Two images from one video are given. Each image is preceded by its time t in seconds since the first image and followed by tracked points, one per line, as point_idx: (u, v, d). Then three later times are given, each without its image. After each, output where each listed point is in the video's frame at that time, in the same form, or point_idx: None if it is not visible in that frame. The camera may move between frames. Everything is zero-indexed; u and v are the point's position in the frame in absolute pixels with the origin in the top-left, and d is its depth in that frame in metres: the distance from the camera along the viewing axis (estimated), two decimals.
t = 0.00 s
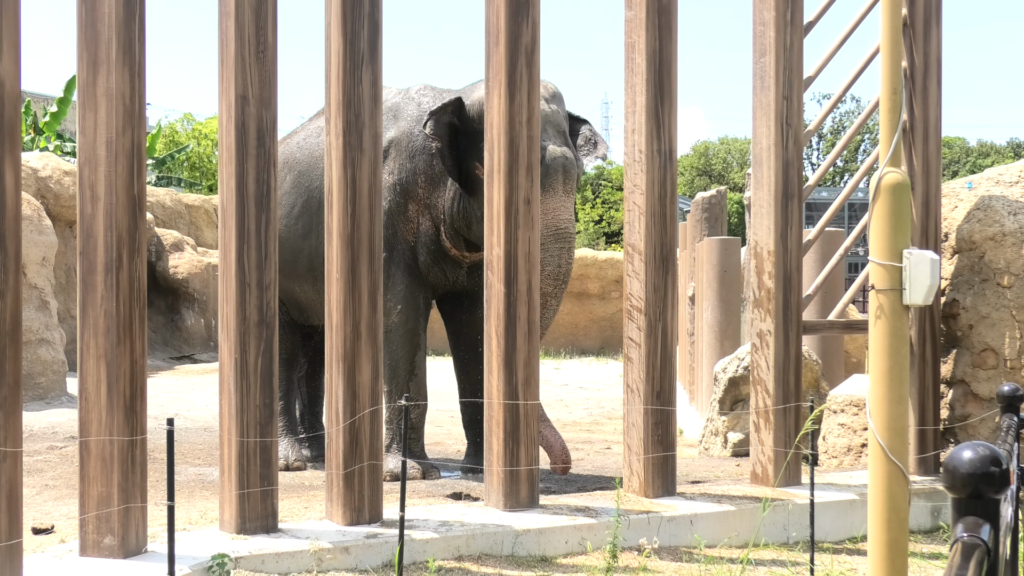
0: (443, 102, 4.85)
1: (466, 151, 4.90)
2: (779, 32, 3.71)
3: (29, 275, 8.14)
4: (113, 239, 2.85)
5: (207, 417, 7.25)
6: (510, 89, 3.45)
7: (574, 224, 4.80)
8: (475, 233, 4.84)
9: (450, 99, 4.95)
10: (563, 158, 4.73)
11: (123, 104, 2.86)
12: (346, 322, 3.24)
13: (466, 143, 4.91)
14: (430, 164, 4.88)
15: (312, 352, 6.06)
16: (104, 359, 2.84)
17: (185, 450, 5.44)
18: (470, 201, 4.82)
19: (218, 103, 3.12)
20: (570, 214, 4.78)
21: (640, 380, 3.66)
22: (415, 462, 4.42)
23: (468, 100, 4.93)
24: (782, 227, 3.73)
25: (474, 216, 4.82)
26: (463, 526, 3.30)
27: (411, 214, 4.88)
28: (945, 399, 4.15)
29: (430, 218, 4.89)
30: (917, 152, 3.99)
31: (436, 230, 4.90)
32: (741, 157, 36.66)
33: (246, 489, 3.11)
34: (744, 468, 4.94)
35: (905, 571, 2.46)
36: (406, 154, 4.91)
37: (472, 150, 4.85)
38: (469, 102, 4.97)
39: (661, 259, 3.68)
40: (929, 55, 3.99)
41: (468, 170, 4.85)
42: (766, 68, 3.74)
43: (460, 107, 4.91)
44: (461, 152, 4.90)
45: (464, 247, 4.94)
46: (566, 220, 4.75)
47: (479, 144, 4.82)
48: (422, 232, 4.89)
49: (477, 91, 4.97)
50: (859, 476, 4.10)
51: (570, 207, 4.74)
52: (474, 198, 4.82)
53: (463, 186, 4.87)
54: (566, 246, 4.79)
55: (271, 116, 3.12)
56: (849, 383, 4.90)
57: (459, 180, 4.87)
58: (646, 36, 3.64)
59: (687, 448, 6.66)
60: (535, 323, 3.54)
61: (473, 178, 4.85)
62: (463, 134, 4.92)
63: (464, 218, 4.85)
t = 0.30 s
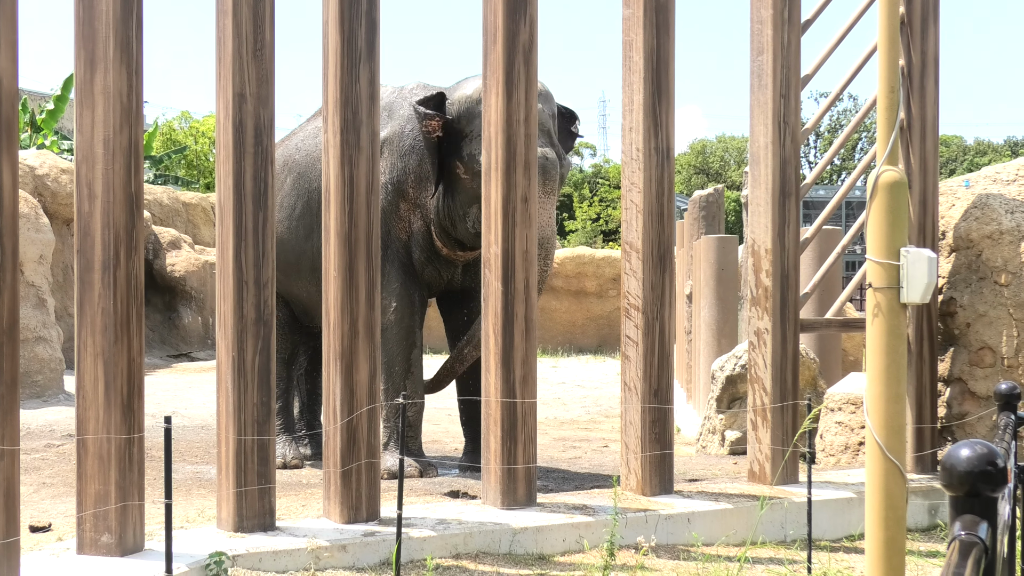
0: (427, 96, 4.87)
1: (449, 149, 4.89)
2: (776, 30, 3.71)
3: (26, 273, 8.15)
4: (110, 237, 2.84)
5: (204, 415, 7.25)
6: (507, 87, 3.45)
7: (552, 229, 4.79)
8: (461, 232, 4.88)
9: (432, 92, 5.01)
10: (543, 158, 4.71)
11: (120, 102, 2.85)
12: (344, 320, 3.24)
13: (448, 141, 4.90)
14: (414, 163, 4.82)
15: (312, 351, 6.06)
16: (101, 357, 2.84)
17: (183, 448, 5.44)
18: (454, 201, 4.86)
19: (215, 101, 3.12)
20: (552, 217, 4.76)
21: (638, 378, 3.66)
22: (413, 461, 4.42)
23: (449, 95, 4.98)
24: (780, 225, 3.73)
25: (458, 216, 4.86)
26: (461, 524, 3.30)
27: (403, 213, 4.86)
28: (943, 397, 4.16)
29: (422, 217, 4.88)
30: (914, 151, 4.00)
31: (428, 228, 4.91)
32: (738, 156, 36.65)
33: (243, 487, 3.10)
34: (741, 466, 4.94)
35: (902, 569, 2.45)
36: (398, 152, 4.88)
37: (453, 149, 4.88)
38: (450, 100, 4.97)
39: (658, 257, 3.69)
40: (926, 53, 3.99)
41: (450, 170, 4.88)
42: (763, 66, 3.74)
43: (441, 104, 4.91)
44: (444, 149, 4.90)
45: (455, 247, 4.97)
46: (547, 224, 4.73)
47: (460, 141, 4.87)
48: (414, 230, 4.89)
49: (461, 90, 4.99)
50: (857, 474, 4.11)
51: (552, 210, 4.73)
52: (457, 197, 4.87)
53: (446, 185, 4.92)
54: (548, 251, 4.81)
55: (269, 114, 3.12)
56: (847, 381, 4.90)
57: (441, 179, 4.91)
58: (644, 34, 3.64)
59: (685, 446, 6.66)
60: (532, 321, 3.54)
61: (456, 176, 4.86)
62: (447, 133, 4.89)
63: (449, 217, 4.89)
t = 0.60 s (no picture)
0: (411, 94, 4.89)
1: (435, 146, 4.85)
2: (775, 29, 3.71)
3: (24, 271, 8.15)
4: (108, 235, 2.84)
5: (202, 413, 7.25)
6: (506, 86, 3.45)
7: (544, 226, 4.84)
8: (448, 230, 4.87)
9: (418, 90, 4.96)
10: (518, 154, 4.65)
11: (118, 100, 2.85)
12: (342, 318, 3.24)
13: (434, 139, 4.86)
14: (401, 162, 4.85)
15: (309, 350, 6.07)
16: (99, 355, 2.84)
17: (180, 446, 5.44)
18: (439, 198, 4.85)
19: (213, 100, 3.11)
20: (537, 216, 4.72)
21: (636, 377, 3.66)
22: (411, 459, 4.42)
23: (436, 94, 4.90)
24: (778, 223, 3.73)
25: (445, 212, 4.85)
26: (459, 523, 3.30)
27: (400, 211, 4.96)
28: (940, 396, 4.16)
29: (417, 216, 4.96)
30: (913, 149, 4.00)
31: (423, 227, 4.97)
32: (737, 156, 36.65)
33: (241, 485, 3.10)
34: (739, 465, 4.94)
35: (899, 569, 2.44)
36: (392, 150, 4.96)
37: (439, 147, 4.83)
38: (436, 98, 4.88)
39: (656, 256, 3.69)
40: (924, 51, 3.99)
41: (436, 168, 4.84)
42: (762, 65, 3.74)
43: (427, 101, 4.90)
44: (431, 147, 4.87)
45: (448, 247, 4.97)
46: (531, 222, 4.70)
47: (445, 139, 4.80)
48: (411, 229, 4.96)
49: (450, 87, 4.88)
50: (854, 473, 4.11)
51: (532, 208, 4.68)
52: (442, 194, 4.84)
53: (434, 183, 4.89)
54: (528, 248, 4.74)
55: (267, 113, 3.11)
56: (844, 380, 4.91)
57: (429, 177, 4.87)
58: (642, 32, 3.64)
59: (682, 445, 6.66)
60: (530, 320, 3.54)
61: (438, 172, 4.83)
62: (432, 130, 4.86)
63: (435, 213, 4.89)
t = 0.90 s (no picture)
0: (399, 92, 4.95)
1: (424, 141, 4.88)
2: (774, 28, 3.71)
3: (23, 270, 8.16)
4: (108, 234, 2.84)
5: (201, 412, 7.26)
6: (505, 84, 3.45)
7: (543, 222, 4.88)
8: (441, 226, 4.85)
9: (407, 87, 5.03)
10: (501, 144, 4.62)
11: (117, 99, 2.85)
12: (341, 316, 3.24)
13: (424, 134, 4.89)
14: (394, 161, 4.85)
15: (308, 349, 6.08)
16: (98, 354, 2.84)
17: (180, 445, 5.44)
18: (431, 193, 4.83)
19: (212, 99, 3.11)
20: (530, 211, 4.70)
21: (635, 376, 3.65)
22: (411, 458, 4.43)
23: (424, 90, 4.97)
24: (776, 222, 3.73)
25: (437, 208, 4.82)
26: (458, 522, 3.30)
27: (398, 209, 4.95)
28: (939, 395, 4.16)
29: (415, 214, 4.96)
30: (911, 148, 4.00)
31: (421, 224, 4.96)
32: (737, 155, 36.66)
33: (240, 484, 3.10)
34: (738, 464, 4.95)
35: (899, 568, 2.44)
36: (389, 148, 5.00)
37: (429, 142, 4.85)
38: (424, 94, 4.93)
39: (656, 255, 3.68)
40: (924, 50, 3.99)
41: (426, 164, 4.84)
42: (761, 64, 3.75)
43: (415, 98, 4.96)
44: (421, 143, 4.90)
45: (445, 243, 4.93)
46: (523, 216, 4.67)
47: (433, 133, 4.84)
48: (409, 227, 4.95)
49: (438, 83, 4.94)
50: (853, 472, 4.11)
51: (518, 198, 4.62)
52: (433, 188, 4.83)
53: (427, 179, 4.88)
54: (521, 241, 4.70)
55: (266, 112, 3.11)
56: (843, 379, 4.91)
57: (421, 173, 4.88)
58: (641, 31, 3.64)
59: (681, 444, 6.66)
60: (529, 318, 3.54)
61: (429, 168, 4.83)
62: (421, 126, 4.90)
63: (429, 211, 4.86)
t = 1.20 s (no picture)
0: (389, 96, 4.94)
1: (417, 143, 4.90)
2: (772, 26, 3.70)
3: (21, 268, 8.15)
4: (106, 232, 2.84)
5: (200, 411, 7.26)
6: (503, 83, 3.45)
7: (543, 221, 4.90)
8: (438, 227, 4.86)
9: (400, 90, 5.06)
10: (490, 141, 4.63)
11: (116, 97, 2.85)
12: (340, 315, 3.23)
13: (417, 137, 4.91)
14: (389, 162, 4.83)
15: (307, 348, 6.08)
16: (97, 352, 2.84)
17: (178, 444, 5.44)
18: (429, 197, 4.86)
19: (211, 97, 3.11)
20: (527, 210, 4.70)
21: (633, 374, 3.65)
22: (410, 457, 4.43)
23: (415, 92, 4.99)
24: (775, 220, 3.73)
25: (434, 210, 4.84)
26: (457, 520, 3.30)
27: (394, 209, 4.96)
28: (938, 393, 4.16)
29: (413, 213, 4.97)
30: (910, 146, 4.00)
31: (418, 223, 4.96)
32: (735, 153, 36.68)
33: (239, 482, 3.10)
34: (737, 462, 4.95)
35: (897, 566, 2.44)
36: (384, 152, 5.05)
37: (423, 144, 4.87)
38: (416, 95, 4.95)
39: (655, 254, 3.68)
40: (922, 48, 3.99)
41: (422, 166, 4.87)
42: (759, 62, 3.75)
43: (406, 102, 4.98)
44: (416, 145, 4.91)
45: (443, 243, 4.92)
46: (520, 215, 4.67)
47: (425, 135, 4.86)
48: (406, 226, 4.95)
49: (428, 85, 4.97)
50: (852, 470, 4.11)
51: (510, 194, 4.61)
52: (430, 191, 4.85)
53: (423, 182, 4.91)
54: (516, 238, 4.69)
55: (265, 110, 3.11)
56: (842, 377, 4.91)
57: (417, 175, 4.91)
58: (640, 30, 3.64)
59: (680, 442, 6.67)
60: (528, 317, 3.53)
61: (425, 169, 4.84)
62: (414, 127, 4.92)
63: (426, 212, 4.88)
